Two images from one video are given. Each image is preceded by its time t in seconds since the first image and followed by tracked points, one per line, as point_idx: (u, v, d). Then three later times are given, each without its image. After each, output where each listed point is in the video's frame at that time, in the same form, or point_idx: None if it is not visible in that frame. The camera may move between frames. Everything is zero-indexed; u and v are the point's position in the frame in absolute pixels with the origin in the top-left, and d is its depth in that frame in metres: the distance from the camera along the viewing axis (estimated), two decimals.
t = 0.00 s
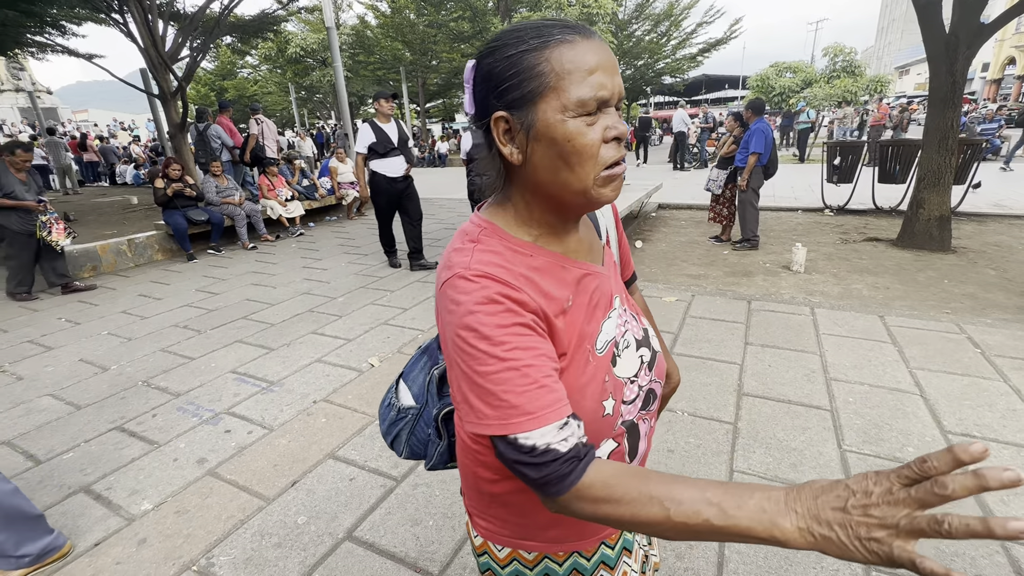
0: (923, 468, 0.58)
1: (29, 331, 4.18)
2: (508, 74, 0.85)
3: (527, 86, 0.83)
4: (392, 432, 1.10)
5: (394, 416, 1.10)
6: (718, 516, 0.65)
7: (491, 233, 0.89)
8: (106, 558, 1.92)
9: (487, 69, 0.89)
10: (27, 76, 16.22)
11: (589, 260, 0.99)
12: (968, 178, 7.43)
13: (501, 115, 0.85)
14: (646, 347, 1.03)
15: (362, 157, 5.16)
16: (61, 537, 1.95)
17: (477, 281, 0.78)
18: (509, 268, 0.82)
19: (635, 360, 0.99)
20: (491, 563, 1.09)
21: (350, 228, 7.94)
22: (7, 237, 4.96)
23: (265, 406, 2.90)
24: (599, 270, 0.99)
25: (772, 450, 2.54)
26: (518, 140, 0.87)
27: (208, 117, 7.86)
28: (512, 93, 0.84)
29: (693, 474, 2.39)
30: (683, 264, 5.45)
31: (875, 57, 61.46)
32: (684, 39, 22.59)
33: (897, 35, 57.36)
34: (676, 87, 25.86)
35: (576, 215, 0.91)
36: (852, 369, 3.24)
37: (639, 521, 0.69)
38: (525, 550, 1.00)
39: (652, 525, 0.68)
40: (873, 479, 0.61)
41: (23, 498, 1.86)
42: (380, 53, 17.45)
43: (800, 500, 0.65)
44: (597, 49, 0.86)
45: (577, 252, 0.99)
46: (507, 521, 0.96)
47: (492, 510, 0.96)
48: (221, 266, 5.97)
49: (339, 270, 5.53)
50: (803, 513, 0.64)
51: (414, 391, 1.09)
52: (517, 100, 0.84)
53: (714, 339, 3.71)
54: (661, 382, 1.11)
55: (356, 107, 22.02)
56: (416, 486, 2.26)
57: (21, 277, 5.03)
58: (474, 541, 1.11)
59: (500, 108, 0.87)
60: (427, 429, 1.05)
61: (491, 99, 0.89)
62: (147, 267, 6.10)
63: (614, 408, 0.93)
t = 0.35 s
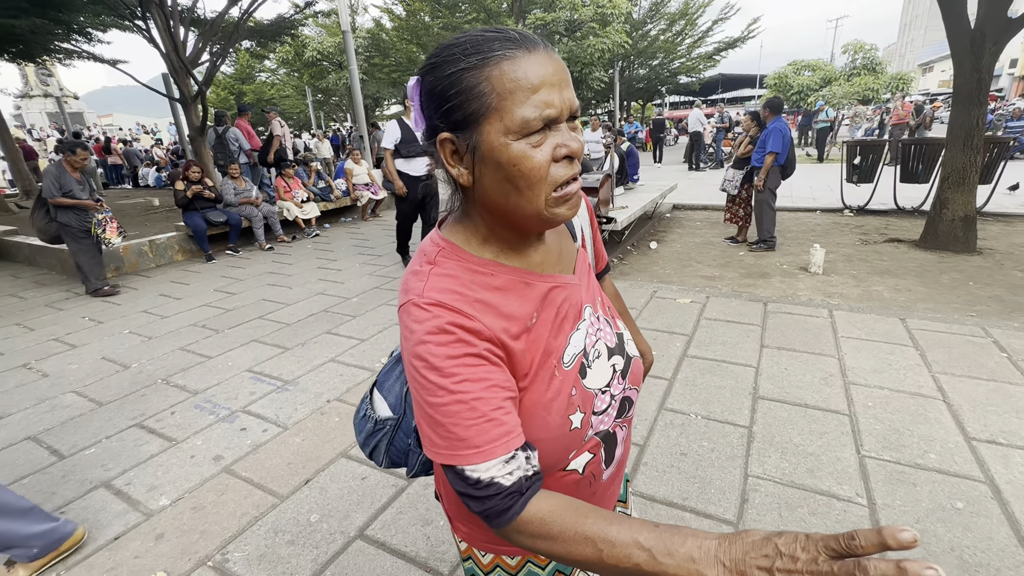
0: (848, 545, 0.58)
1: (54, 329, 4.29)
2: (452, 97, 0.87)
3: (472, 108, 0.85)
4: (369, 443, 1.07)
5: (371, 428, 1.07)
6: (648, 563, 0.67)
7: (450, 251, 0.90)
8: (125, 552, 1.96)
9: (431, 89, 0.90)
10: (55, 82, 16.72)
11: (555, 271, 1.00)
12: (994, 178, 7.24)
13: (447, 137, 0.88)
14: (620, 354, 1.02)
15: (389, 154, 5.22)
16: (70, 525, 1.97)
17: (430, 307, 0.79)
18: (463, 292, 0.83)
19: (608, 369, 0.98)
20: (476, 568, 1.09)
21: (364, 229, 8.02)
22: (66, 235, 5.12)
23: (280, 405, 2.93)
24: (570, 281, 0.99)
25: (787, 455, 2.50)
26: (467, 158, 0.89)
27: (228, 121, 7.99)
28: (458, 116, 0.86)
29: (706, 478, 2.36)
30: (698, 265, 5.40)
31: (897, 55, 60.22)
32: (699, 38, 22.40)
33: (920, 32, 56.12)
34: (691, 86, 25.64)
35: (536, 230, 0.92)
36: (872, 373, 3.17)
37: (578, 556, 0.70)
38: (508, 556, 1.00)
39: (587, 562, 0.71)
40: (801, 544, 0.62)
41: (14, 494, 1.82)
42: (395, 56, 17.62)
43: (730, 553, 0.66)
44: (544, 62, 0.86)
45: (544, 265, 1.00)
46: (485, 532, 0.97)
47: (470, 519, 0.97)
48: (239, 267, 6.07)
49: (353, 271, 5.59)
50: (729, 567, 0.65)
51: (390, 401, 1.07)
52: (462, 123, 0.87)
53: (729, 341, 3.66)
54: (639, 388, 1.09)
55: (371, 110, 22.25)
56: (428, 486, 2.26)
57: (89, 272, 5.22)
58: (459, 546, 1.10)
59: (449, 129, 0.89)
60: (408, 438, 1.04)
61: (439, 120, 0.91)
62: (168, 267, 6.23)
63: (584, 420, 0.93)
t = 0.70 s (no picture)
0: (868, 458, 0.59)
1: (89, 329, 4.48)
2: (469, 97, 0.92)
3: (487, 104, 0.90)
4: (388, 447, 1.13)
5: (389, 431, 1.12)
6: (672, 508, 0.67)
7: (470, 240, 0.94)
8: (151, 545, 2.04)
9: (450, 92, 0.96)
10: (93, 90, 17.45)
11: (568, 262, 1.03)
12: None
13: (466, 132, 0.93)
14: (630, 341, 1.04)
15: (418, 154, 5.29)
16: None
17: (452, 287, 0.82)
18: (484, 274, 0.86)
19: (619, 354, 1.00)
20: (492, 567, 1.11)
21: (385, 231, 8.14)
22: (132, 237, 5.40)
23: (300, 405, 3.00)
24: (580, 270, 1.02)
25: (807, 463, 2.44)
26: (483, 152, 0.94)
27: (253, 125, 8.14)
28: (475, 112, 0.91)
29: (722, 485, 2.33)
30: (718, 268, 5.32)
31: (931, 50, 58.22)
32: (722, 36, 22.07)
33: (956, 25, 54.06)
34: (714, 85, 25.28)
35: (549, 218, 0.96)
36: (898, 380, 3.07)
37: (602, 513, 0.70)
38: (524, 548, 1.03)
39: (611, 519, 0.71)
40: (821, 468, 0.63)
41: None
42: (416, 60, 17.84)
43: (754, 491, 0.66)
44: (554, 65, 0.92)
45: (556, 256, 1.03)
46: (504, 522, 0.99)
47: (491, 512, 0.99)
48: (264, 269, 6.23)
49: (374, 273, 5.68)
50: (753, 504, 0.66)
51: (407, 404, 1.10)
52: (479, 117, 0.91)
53: (749, 346, 3.60)
54: (647, 375, 1.11)
55: (393, 113, 22.55)
56: (442, 487, 2.29)
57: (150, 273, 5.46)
58: (474, 544, 1.12)
59: (467, 127, 0.94)
60: (425, 440, 1.09)
61: (457, 121, 0.96)
62: (196, 269, 6.43)
63: (599, 401, 0.94)
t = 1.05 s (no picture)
0: (856, 347, 0.64)
1: (121, 331, 4.68)
2: (494, 102, 0.97)
3: (510, 107, 0.95)
4: (405, 440, 1.17)
5: (407, 424, 1.17)
6: (691, 429, 0.71)
7: (493, 231, 0.98)
8: (171, 540, 2.13)
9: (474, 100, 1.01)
10: (129, 101, 18.21)
11: (581, 256, 1.08)
12: None
13: (492, 133, 0.98)
14: (635, 329, 1.09)
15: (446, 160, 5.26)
16: None
17: (479, 266, 0.87)
18: (508, 256, 0.91)
19: (626, 339, 1.04)
20: (503, 552, 1.11)
21: (404, 236, 8.28)
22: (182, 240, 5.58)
23: (316, 407, 3.09)
24: (591, 263, 1.07)
25: (818, 473, 2.40)
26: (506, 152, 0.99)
27: (278, 133, 8.35)
28: (500, 113, 0.96)
29: (730, 494, 2.30)
30: (736, 273, 5.26)
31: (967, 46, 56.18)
32: (745, 37, 21.71)
33: (995, 18, 51.96)
34: (737, 86, 24.87)
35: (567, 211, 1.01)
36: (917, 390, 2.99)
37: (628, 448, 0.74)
38: (534, 531, 1.04)
39: (636, 451, 0.74)
40: (818, 366, 0.67)
41: None
42: (436, 66, 18.08)
43: (762, 403, 0.71)
44: (570, 75, 0.98)
45: (569, 249, 1.07)
46: (520, 503, 1.01)
47: (507, 494, 1.01)
48: (286, 273, 6.40)
49: (392, 278, 5.79)
50: (764, 413, 0.69)
51: (424, 399, 1.16)
52: (503, 121, 0.96)
53: (763, 352, 3.55)
54: (652, 362, 1.15)
55: (414, 119, 22.85)
56: (449, 491, 2.34)
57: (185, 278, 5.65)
58: (485, 530, 1.14)
59: (490, 129, 1.00)
60: (441, 433, 1.13)
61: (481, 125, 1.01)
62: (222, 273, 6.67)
63: (609, 382, 0.98)
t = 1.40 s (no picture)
0: (813, 336, 0.67)
1: (146, 332, 4.85)
2: (499, 107, 0.98)
3: (519, 112, 0.95)
4: (415, 429, 1.20)
5: (417, 414, 1.20)
6: (671, 414, 0.73)
7: (498, 229, 0.99)
8: (188, 533, 2.21)
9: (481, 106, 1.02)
10: (156, 110, 18.81)
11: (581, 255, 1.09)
12: None
13: (501, 137, 0.97)
14: (633, 325, 1.10)
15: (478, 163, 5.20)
16: None
17: (482, 264, 0.89)
18: (511, 254, 0.93)
19: (624, 335, 1.05)
20: (504, 538, 1.14)
21: (419, 239, 8.38)
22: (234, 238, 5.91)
23: (329, 406, 3.17)
24: (591, 261, 1.08)
25: (827, 477, 2.36)
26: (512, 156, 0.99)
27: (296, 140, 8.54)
28: (509, 119, 0.96)
29: (736, 496, 2.29)
30: (750, 275, 5.21)
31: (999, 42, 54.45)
32: (765, 36, 21.43)
33: None
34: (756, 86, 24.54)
35: (570, 212, 1.02)
36: (934, 394, 2.92)
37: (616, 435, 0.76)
38: (533, 517, 1.06)
39: (621, 436, 0.76)
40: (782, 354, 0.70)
41: None
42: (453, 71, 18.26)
43: (734, 388, 0.73)
44: (573, 83, 1.00)
45: (571, 248, 1.08)
46: (520, 491, 1.03)
47: (508, 482, 1.04)
48: (304, 276, 6.54)
49: (406, 280, 5.87)
50: (736, 397, 0.72)
51: (433, 389, 1.19)
52: (509, 125, 0.97)
53: (776, 355, 3.51)
54: (649, 358, 1.15)
55: (431, 123, 23.10)
56: (456, 489, 2.37)
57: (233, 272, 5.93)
58: (487, 516, 1.16)
59: (497, 134, 1.01)
60: (448, 423, 1.16)
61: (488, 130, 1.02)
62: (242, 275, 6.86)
63: (606, 377, 0.99)
